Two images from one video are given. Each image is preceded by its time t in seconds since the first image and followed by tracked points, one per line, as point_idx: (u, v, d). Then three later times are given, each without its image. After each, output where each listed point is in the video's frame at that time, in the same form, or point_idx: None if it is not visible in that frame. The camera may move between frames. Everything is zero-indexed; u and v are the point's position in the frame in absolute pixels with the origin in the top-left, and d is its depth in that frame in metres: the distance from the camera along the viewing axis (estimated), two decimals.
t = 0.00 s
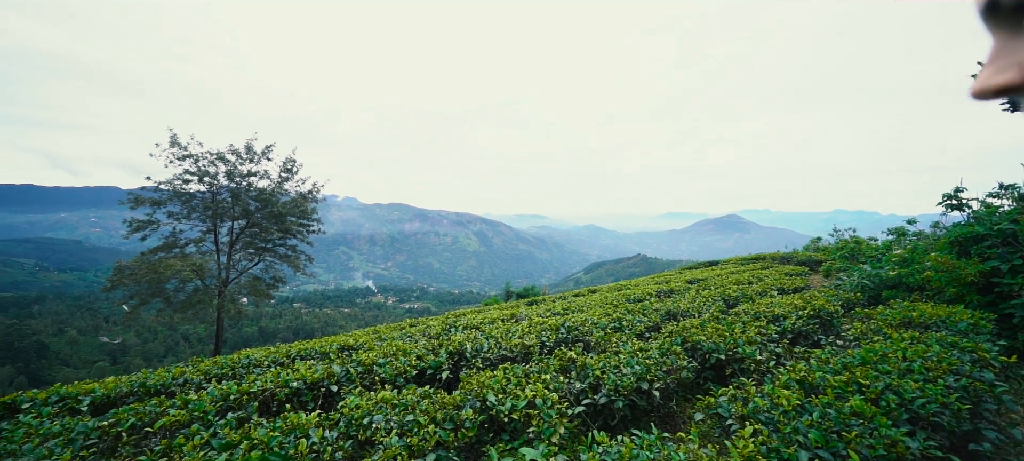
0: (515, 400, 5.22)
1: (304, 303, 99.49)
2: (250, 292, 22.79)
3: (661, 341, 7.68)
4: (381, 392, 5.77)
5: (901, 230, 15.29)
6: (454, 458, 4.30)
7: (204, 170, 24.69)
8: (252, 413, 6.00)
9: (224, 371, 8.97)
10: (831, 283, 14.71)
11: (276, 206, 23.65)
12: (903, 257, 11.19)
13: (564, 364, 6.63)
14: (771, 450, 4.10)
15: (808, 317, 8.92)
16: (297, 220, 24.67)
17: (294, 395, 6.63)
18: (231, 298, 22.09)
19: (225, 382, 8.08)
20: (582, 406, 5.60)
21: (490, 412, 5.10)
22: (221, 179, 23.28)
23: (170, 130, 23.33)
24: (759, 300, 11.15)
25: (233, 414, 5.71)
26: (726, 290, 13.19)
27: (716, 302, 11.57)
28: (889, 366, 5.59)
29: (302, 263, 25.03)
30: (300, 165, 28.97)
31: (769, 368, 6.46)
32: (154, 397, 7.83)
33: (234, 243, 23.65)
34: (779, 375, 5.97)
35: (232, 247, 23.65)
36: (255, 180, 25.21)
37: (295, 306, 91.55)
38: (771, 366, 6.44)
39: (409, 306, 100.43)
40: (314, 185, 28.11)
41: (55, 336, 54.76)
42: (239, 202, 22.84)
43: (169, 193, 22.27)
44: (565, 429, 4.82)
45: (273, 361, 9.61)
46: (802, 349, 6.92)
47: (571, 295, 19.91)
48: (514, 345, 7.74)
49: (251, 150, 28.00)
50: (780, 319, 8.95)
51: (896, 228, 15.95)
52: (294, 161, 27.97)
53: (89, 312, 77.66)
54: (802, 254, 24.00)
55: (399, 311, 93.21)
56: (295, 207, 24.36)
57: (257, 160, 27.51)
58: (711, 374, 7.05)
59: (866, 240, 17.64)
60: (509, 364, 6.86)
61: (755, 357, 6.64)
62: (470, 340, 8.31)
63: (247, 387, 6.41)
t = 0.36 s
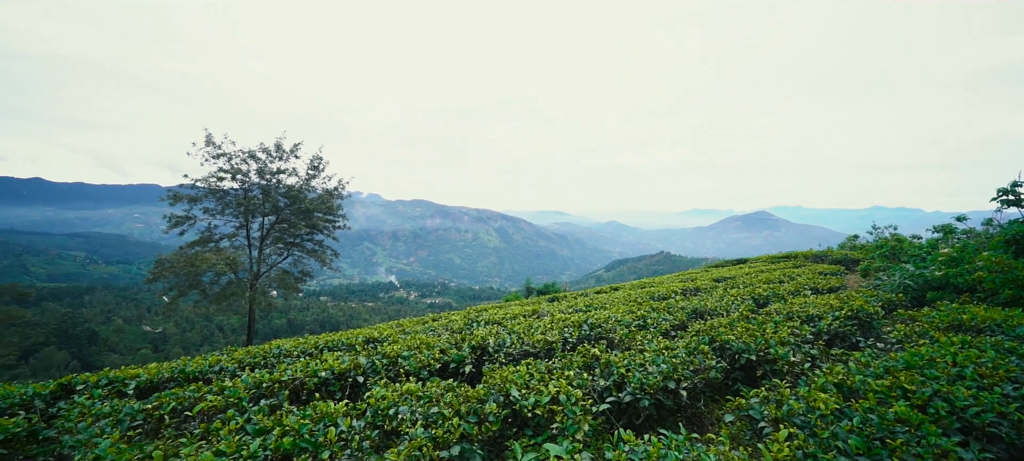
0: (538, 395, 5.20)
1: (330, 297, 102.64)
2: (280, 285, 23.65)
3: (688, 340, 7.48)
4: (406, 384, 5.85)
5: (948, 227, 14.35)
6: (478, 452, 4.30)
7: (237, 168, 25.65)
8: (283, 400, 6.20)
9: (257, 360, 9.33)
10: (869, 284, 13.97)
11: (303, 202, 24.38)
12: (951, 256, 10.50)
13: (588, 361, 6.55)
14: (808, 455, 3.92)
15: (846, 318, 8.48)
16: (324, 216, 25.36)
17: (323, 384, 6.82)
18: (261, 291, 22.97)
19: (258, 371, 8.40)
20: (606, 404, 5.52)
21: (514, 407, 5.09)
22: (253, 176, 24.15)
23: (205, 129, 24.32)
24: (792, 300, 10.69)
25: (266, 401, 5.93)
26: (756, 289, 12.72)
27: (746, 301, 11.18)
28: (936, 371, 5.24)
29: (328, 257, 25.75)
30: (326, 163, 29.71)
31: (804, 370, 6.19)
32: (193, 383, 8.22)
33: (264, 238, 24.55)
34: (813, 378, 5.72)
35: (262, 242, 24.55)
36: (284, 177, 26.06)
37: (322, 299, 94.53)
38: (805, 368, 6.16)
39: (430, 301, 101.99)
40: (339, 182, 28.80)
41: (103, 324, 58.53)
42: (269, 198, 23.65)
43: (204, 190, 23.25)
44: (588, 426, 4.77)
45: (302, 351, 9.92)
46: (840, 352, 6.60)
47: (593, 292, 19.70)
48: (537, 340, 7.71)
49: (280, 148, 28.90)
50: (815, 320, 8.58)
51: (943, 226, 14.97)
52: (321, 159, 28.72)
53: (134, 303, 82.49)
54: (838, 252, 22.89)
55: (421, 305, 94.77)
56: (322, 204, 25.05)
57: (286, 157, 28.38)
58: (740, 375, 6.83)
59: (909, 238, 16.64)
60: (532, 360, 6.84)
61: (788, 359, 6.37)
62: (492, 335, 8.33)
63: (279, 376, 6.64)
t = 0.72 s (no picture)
0: (563, 392, 5.14)
1: (356, 291, 105.52)
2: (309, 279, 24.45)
3: (718, 340, 7.24)
4: (432, 377, 5.92)
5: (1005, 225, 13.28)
6: (504, 447, 4.30)
7: (269, 166, 26.62)
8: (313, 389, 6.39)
9: (289, 350, 9.69)
10: (915, 284, 13.15)
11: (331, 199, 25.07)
12: (1009, 256, 9.73)
13: (613, 359, 6.44)
14: None
15: (889, 321, 7.97)
16: (350, 212, 26.00)
17: (351, 376, 6.99)
18: (292, 284, 23.82)
19: (290, 361, 8.71)
20: (633, 403, 5.41)
21: (539, 402, 5.07)
22: (284, 174, 24.97)
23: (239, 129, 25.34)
24: (830, 300, 10.18)
25: (298, 390, 6.15)
26: (790, 289, 12.19)
27: (779, 301, 10.72)
28: (994, 378, 4.85)
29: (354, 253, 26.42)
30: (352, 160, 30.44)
31: (844, 374, 5.87)
32: (230, 371, 8.61)
33: (294, 233, 25.43)
34: (853, 382, 5.43)
35: (293, 237, 25.43)
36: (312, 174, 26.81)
37: (349, 293, 97.49)
38: (845, 372, 5.84)
39: (453, 297, 103.41)
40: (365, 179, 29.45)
41: (148, 314, 62.26)
42: (299, 195, 24.45)
43: (239, 187, 24.22)
44: (615, 425, 4.69)
45: (331, 342, 10.23)
46: (884, 355, 6.23)
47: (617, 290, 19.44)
48: (561, 337, 7.64)
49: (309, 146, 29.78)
50: (855, 321, 8.14)
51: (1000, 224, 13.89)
52: (347, 157, 29.44)
53: (175, 295, 87.25)
54: (879, 251, 21.66)
55: (443, 300, 96.24)
56: (349, 200, 25.71)
57: (314, 155, 29.24)
58: (773, 377, 6.56)
59: (960, 236, 15.53)
60: (556, 357, 6.79)
61: (827, 361, 6.06)
62: (516, 330, 8.32)
63: (309, 366, 6.85)
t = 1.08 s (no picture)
0: (593, 391, 5.05)
1: (384, 286, 108.30)
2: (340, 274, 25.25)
3: (755, 342, 6.93)
4: (460, 372, 5.96)
5: None
6: (533, 445, 4.26)
7: (303, 165, 27.58)
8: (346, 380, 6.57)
9: (323, 341, 10.04)
10: (976, 287, 12.13)
11: (361, 196, 25.78)
12: None
13: (644, 359, 6.28)
14: None
15: (948, 325, 7.36)
16: (379, 209, 26.63)
17: (382, 368, 7.14)
18: (324, 278, 24.66)
19: (324, 352, 9.00)
20: (665, 405, 5.24)
21: (568, 401, 5.00)
22: (316, 172, 25.81)
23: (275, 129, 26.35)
24: (878, 302, 9.54)
25: (331, 380, 6.34)
26: (833, 290, 11.52)
27: (821, 302, 10.14)
28: None
29: (383, 249, 27.09)
30: (381, 158, 31.12)
31: (898, 381, 5.46)
32: (268, 360, 8.99)
33: (326, 230, 26.31)
34: (907, 390, 5.05)
35: (325, 233, 26.32)
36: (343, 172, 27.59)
37: (377, 287, 100.17)
38: (899, 379, 5.44)
39: (477, 293, 104.34)
40: (393, 177, 30.07)
41: (193, 304, 66.15)
42: (331, 192, 25.24)
43: (275, 185, 25.22)
44: (647, 426, 4.56)
45: (362, 335, 10.51)
46: (943, 362, 5.76)
47: (645, 288, 19.01)
48: (590, 335, 7.53)
49: (340, 145, 30.66)
50: (909, 325, 7.58)
51: None
52: (376, 155, 30.12)
53: (218, 287, 92.29)
54: (933, 250, 20.16)
55: (469, 296, 97.31)
56: (378, 197, 26.35)
57: (345, 154, 30.09)
58: (817, 382, 6.19)
59: None
60: (585, 355, 6.68)
61: (878, 367, 5.66)
62: (543, 327, 8.26)
63: (342, 358, 7.04)
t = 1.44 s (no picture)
0: (622, 394, 4.92)
1: (410, 284, 110.68)
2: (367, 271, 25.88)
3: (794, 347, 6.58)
4: (486, 371, 5.95)
5: None
6: (562, 447, 4.17)
7: (332, 165, 28.38)
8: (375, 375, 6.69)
9: (352, 336, 10.29)
10: None
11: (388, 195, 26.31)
12: None
13: (676, 362, 6.07)
14: None
15: (1016, 335, 6.73)
16: (405, 208, 27.07)
17: (409, 364, 7.23)
18: (352, 275, 25.35)
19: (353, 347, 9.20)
20: (698, 410, 5.04)
21: (596, 403, 4.88)
22: (346, 171, 26.50)
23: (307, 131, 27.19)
24: (932, 308, 8.88)
25: (361, 375, 6.47)
26: (880, 293, 10.82)
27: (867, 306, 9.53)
28: None
29: (409, 247, 27.57)
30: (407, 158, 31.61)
31: (956, 393, 5.05)
32: (300, 354, 9.27)
33: (355, 228, 27.02)
34: (968, 404, 4.65)
35: (354, 231, 27.04)
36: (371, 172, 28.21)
37: (402, 284, 102.20)
38: (957, 391, 5.02)
39: (501, 291, 104.65)
40: (419, 176, 30.52)
41: (231, 298, 69.41)
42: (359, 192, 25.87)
43: (306, 185, 26.04)
44: (680, 432, 4.40)
45: (390, 331, 10.69)
46: (1011, 375, 5.26)
47: (673, 289, 18.49)
48: (617, 336, 7.35)
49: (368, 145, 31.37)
50: (968, 334, 7.00)
51: None
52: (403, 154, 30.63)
53: (253, 282, 96.49)
54: (992, 252, 18.65)
55: (492, 295, 97.83)
56: (404, 196, 26.81)
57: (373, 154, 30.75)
58: (863, 392, 5.81)
59: None
60: (613, 356, 6.53)
61: (933, 378, 5.24)
62: (570, 327, 8.14)
63: (371, 354, 7.18)
